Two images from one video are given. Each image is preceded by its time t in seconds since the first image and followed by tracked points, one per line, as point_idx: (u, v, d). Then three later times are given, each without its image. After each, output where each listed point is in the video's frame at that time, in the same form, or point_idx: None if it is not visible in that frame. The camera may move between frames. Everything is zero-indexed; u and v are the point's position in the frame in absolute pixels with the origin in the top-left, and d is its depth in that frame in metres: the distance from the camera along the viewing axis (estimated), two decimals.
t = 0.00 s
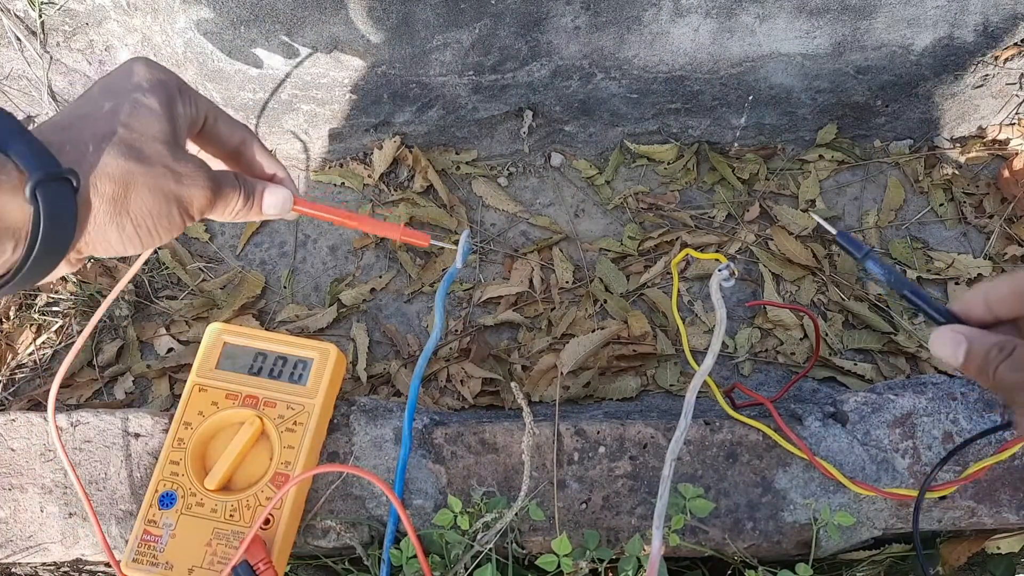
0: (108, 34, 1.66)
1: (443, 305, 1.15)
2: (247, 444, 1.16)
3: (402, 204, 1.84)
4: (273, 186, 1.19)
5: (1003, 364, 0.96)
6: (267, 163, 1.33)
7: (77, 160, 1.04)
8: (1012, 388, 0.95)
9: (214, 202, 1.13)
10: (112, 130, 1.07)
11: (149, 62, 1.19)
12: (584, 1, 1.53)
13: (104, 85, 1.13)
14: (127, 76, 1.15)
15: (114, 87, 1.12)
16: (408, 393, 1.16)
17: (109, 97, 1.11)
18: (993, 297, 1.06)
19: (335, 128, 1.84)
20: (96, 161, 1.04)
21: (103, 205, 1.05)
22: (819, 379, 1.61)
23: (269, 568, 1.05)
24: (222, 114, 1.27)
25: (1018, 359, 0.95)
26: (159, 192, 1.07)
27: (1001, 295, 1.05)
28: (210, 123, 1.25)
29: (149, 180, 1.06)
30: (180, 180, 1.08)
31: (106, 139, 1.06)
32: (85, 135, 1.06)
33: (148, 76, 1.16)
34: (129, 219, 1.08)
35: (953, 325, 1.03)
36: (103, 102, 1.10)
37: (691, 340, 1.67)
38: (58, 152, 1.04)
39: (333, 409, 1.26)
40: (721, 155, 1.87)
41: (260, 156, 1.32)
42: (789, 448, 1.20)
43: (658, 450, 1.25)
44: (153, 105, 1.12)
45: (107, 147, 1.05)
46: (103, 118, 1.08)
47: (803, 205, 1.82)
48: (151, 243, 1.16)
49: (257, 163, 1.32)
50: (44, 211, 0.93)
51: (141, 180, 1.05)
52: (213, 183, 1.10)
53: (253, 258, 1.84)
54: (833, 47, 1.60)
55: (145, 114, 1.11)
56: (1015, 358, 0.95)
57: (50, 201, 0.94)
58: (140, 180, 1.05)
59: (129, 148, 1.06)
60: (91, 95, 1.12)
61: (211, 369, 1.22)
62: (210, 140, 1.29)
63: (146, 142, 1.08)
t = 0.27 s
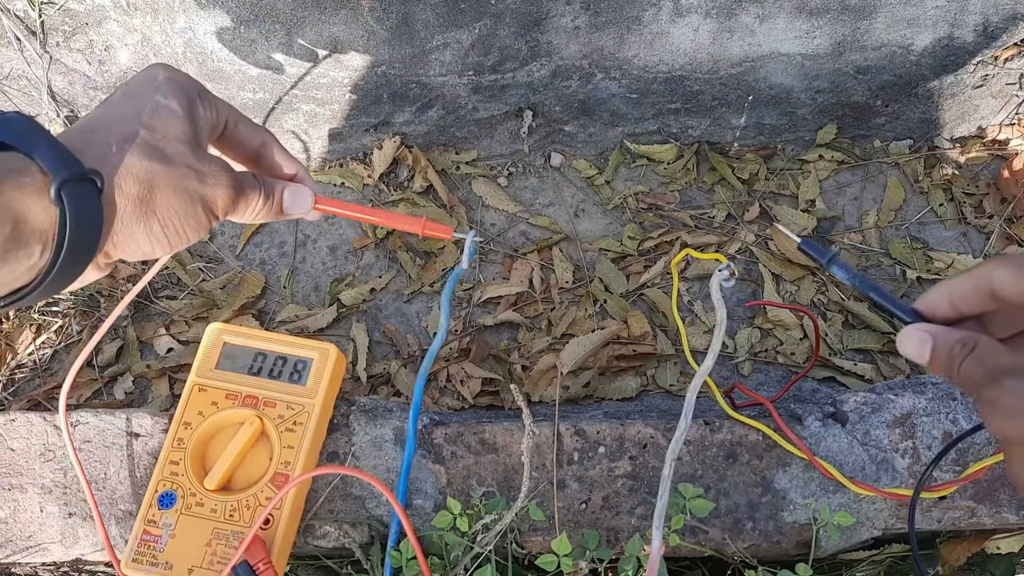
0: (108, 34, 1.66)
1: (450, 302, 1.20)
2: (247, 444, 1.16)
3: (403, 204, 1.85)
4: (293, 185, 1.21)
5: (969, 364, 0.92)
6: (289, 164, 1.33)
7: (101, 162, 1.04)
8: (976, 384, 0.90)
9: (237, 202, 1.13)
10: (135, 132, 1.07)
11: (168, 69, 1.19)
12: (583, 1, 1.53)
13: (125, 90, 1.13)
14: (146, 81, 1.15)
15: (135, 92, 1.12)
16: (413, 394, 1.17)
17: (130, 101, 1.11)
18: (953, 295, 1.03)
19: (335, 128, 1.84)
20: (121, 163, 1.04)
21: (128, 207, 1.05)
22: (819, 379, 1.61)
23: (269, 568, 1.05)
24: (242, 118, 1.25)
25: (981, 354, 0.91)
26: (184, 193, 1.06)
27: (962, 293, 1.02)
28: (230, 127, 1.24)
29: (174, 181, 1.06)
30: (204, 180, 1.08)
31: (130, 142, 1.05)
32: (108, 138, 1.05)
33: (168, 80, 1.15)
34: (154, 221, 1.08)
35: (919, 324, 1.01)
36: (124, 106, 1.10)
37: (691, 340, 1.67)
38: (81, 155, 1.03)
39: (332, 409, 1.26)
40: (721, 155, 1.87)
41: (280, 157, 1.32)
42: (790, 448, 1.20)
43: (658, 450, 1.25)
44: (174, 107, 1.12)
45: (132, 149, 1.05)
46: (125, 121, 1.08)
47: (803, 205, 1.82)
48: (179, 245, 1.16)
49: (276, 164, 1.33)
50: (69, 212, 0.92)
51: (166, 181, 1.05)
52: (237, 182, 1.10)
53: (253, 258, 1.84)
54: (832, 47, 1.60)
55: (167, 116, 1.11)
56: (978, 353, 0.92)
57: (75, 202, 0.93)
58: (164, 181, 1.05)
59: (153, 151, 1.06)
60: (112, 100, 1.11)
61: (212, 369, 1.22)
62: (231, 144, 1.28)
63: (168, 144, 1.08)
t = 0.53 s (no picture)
0: (108, 34, 1.66)
1: (452, 302, 1.20)
2: (247, 444, 1.16)
3: (403, 204, 1.85)
4: (296, 185, 1.21)
5: (934, 367, 0.92)
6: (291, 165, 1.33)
7: (105, 160, 1.03)
8: (945, 391, 0.89)
9: (241, 201, 1.13)
10: (139, 132, 1.07)
11: (171, 70, 1.19)
12: (583, 1, 1.54)
13: (128, 91, 1.13)
14: (150, 81, 1.15)
15: (138, 92, 1.12)
16: (415, 394, 1.18)
17: (134, 101, 1.11)
18: (920, 306, 1.05)
19: (335, 128, 1.84)
20: (125, 162, 1.04)
21: (132, 206, 1.05)
22: (819, 378, 1.61)
23: (269, 568, 1.05)
24: (245, 119, 1.25)
25: (949, 361, 0.91)
26: (188, 191, 1.07)
27: (929, 304, 1.04)
28: (233, 129, 1.24)
29: (178, 180, 1.06)
30: (208, 179, 1.08)
31: (134, 141, 1.06)
32: (112, 137, 1.05)
33: (171, 80, 1.15)
34: (158, 220, 1.08)
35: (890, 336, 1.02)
36: (128, 105, 1.10)
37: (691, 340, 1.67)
38: (85, 154, 1.03)
39: (332, 409, 1.26)
40: (721, 155, 1.87)
41: (282, 158, 1.32)
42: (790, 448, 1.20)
43: (658, 450, 1.25)
44: (178, 107, 1.12)
45: (136, 148, 1.05)
46: (128, 121, 1.08)
47: (803, 205, 1.82)
48: (183, 244, 1.16)
49: (279, 165, 1.33)
50: (74, 211, 0.92)
51: (170, 179, 1.05)
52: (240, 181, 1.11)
53: (253, 258, 1.84)
54: (832, 47, 1.60)
55: (171, 116, 1.11)
56: (946, 359, 0.92)
57: (80, 200, 0.93)
58: (168, 180, 1.05)
59: (156, 150, 1.06)
60: (116, 100, 1.11)
61: (212, 369, 1.22)
62: (234, 145, 1.29)
63: (171, 144, 1.08)
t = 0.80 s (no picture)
0: (108, 34, 1.66)
1: (451, 301, 1.20)
2: (247, 444, 1.16)
3: (403, 204, 1.85)
4: (294, 182, 1.22)
5: (916, 371, 0.92)
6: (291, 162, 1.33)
7: (104, 156, 1.03)
8: (927, 394, 0.89)
9: (240, 198, 1.13)
10: (138, 127, 1.07)
11: (171, 66, 1.19)
12: (583, 1, 1.54)
13: (127, 86, 1.13)
14: (150, 77, 1.14)
15: (138, 87, 1.12)
16: (415, 394, 1.18)
17: (133, 96, 1.10)
18: (905, 312, 1.02)
19: (335, 128, 1.85)
20: (124, 157, 1.04)
21: (131, 202, 1.05)
22: (819, 378, 1.61)
23: (269, 568, 1.05)
24: (245, 116, 1.25)
25: (932, 363, 0.91)
26: (187, 188, 1.07)
27: (913, 310, 1.01)
28: (233, 126, 1.24)
29: (178, 176, 1.06)
30: (207, 175, 1.08)
31: (133, 137, 1.06)
32: (111, 133, 1.06)
33: (170, 75, 1.15)
34: (157, 216, 1.08)
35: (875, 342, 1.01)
36: (128, 101, 1.10)
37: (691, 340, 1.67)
38: (85, 150, 1.03)
39: (332, 409, 1.26)
40: (721, 155, 1.87)
41: (281, 155, 1.32)
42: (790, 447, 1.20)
43: (658, 450, 1.25)
44: (177, 103, 1.12)
45: (136, 143, 1.05)
46: (128, 116, 1.07)
47: (803, 205, 1.82)
48: (183, 241, 1.16)
49: (278, 162, 1.33)
50: (72, 206, 0.92)
51: (169, 176, 1.06)
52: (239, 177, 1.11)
53: (253, 258, 1.84)
54: (832, 47, 1.60)
55: (170, 112, 1.11)
56: (930, 363, 0.92)
57: (78, 194, 0.93)
58: (168, 176, 1.05)
59: (156, 146, 1.06)
60: (115, 96, 1.11)
61: (212, 368, 1.22)
62: (233, 142, 1.28)
63: (171, 139, 1.08)
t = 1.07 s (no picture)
0: (108, 34, 1.66)
1: (451, 302, 1.20)
2: (247, 444, 1.16)
3: (403, 204, 1.85)
4: (294, 182, 1.22)
5: (895, 381, 0.92)
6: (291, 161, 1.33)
7: (105, 156, 1.03)
8: (908, 404, 0.90)
9: (240, 198, 1.14)
10: (139, 127, 1.07)
11: (170, 66, 1.19)
12: (583, 1, 1.54)
13: (127, 86, 1.13)
14: (150, 77, 1.14)
15: (138, 87, 1.12)
16: (415, 394, 1.18)
17: (134, 96, 1.10)
18: (884, 325, 1.03)
19: (335, 128, 1.85)
20: (125, 157, 1.04)
21: (133, 202, 1.04)
22: (819, 379, 1.61)
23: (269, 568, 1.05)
24: (245, 116, 1.25)
25: (911, 373, 0.91)
26: (189, 188, 1.07)
27: (892, 322, 1.02)
28: (233, 125, 1.24)
29: (179, 176, 1.06)
30: (208, 175, 1.08)
31: (134, 137, 1.06)
32: (112, 133, 1.05)
33: (170, 75, 1.15)
34: (158, 216, 1.08)
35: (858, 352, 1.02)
36: (128, 101, 1.10)
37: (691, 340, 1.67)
38: (86, 150, 1.03)
39: (332, 409, 1.26)
40: (721, 155, 1.87)
41: (281, 154, 1.32)
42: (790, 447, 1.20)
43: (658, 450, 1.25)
44: (178, 103, 1.12)
45: (137, 143, 1.05)
46: (128, 116, 1.07)
47: (803, 205, 1.82)
48: (183, 241, 1.16)
49: (278, 162, 1.33)
50: (75, 206, 0.92)
51: (170, 176, 1.06)
52: (240, 177, 1.11)
53: (253, 258, 1.84)
54: (832, 47, 1.60)
55: (171, 112, 1.11)
56: (909, 372, 0.92)
57: (81, 194, 0.93)
58: (169, 176, 1.05)
59: (157, 146, 1.06)
60: (115, 96, 1.11)
61: (212, 368, 1.22)
62: (233, 142, 1.28)
63: (172, 139, 1.08)
